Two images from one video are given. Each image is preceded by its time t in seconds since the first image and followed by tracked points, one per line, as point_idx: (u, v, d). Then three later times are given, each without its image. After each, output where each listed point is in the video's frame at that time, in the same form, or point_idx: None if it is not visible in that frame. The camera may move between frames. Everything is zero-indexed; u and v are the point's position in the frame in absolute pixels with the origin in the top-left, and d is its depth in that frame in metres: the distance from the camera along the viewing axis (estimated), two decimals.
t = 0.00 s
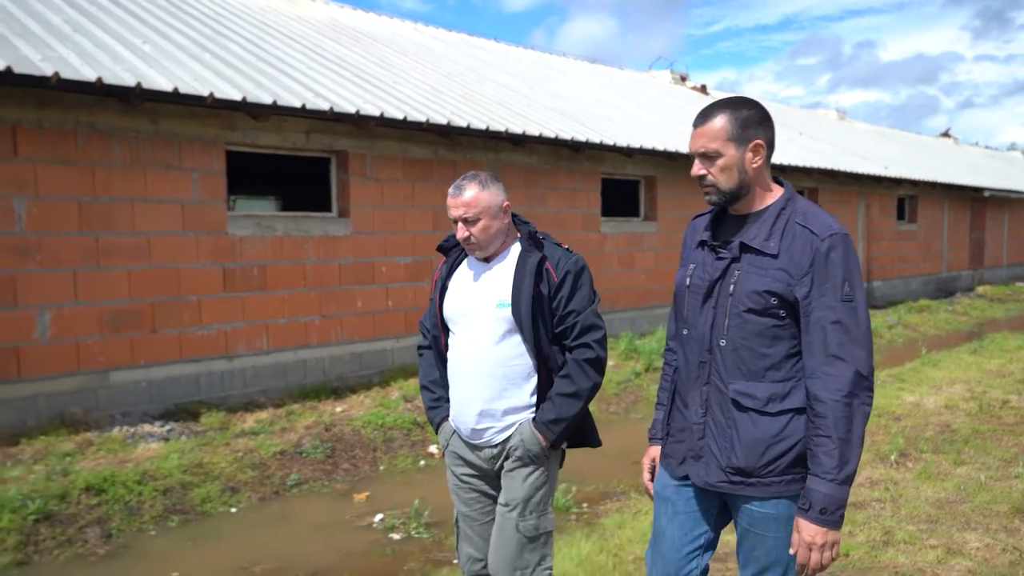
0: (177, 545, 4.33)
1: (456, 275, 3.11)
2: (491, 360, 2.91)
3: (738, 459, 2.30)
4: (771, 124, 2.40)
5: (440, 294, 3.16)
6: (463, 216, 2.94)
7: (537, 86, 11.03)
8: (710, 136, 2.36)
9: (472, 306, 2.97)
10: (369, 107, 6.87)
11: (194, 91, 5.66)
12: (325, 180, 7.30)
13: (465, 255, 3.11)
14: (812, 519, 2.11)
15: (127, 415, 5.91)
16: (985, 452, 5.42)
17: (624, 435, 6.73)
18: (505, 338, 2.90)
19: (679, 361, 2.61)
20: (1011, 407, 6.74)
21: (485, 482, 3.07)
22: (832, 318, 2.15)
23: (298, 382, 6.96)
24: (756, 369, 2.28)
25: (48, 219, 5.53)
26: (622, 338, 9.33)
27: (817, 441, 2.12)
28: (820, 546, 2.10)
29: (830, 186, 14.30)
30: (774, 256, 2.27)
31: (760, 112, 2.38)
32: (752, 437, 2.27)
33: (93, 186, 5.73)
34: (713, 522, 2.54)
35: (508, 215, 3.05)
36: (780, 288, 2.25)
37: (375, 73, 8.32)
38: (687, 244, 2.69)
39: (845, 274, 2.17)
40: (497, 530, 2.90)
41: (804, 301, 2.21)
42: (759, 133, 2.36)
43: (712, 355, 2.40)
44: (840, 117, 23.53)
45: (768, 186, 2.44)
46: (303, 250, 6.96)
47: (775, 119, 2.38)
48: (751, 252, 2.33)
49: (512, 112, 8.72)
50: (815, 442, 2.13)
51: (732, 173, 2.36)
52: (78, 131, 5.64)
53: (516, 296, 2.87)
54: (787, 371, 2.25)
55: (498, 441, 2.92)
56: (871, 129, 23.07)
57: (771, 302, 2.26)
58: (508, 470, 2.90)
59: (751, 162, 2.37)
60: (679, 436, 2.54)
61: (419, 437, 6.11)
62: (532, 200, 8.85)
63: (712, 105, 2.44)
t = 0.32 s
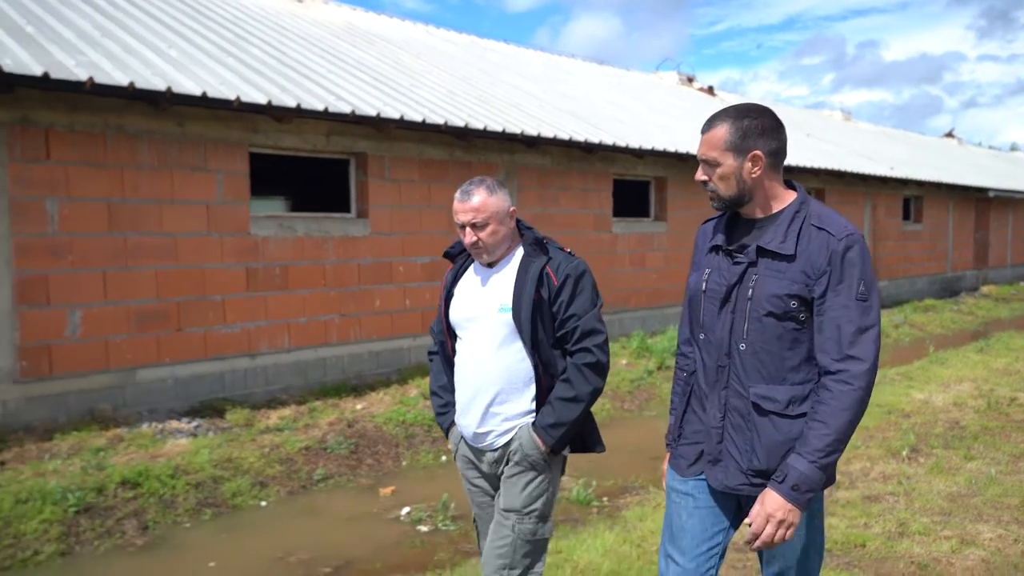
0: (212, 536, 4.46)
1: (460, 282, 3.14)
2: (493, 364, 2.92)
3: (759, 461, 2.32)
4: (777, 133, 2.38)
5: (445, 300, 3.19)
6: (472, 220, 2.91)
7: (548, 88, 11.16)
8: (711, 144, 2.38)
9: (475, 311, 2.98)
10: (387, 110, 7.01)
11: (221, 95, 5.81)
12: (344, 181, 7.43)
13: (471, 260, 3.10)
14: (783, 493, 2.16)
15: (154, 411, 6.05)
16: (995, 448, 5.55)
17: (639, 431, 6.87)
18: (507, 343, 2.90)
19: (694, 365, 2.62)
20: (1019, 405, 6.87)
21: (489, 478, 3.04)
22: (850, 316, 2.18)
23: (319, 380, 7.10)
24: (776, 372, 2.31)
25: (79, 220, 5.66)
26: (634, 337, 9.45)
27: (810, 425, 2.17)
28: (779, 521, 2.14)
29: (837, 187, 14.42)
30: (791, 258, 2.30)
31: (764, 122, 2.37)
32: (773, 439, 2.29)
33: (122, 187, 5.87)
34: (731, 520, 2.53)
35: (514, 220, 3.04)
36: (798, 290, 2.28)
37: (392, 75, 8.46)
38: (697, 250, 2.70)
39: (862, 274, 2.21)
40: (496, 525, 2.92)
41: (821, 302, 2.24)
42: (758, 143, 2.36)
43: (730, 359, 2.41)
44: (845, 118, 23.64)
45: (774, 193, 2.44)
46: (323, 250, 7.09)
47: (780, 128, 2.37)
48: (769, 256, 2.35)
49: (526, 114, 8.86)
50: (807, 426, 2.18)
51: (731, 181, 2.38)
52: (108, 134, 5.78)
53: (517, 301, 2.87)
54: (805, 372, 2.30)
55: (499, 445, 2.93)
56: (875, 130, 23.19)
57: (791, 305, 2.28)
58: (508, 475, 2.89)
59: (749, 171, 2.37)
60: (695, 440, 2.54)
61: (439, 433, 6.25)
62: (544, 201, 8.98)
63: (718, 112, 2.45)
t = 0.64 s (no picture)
0: (244, 527, 4.60)
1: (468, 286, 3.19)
2: (484, 372, 2.95)
3: (754, 466, 2.31)
4: (753, 139, 2.43)
5: (455, 299, 3.25)
6: (488, 216, 2.92)
7: (558, 89, 11.28)
8: (692, 152, 2.42)
9: (476, 316, 3.01)
10: (405, 113, 7.13)
11: (246, 99, 5.95)
12: (361, 182, 7.56)
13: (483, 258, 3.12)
14: (825, 509, 2.16)
15: (179, 407, 6.19)
16: (1005, 444, 5.66)
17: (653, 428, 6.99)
18: (501, 353, 2.91)
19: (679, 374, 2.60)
20: None
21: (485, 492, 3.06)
22: (842, 317, 2.20)
23: (338, 377, 7.23)
24: (766, 376, 2.31)
25: (108, 220, 5.80)
26: (644, 336, 9.57)
27: (832, 434, 2.18)
28: (830, 535, 2.16)
29: (844, 187, 14.52)
30: (776, 261, 2.31)
31: (739, 129, 2.42)
32: (767, 443, 2.28)
33: (149, 188, 6.01)
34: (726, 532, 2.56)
35: (532, 226, 3.02)
36: (786, 292, 2.29)
37: (407, 78, 8.59)
38: (674, 260, 2.69)
39: (848, 274, 2.24)
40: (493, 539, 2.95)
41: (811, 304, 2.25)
42: (737, 149, 2.41)
43: (719, 365, 2.40)
44: (851, 117, 23.72)
45: (752, 201, 2.47)
46: (341, 250, 7.21)
47: (755, 134, 2.43)
48: (753, 260, 2.36)
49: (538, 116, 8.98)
50: (828, 436, 2.19)
51: (711, 188, 2.41)
52: (136, 137, 5.93)
53: (514, 313, 2.85)
54: (794, 375, 2.30)
55: (486, 454, 2.97)
56: (881, 129, 23.28)
57: (778, 307, 2.29)
58: (497, 494, 2.92)
59: (729, 176, 2.41)
60: (688, 449, 2.52)
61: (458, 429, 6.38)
62: (557, 201, 9.10)
63: (695, 121, 2.49)
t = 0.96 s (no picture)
0: (274, 519, 4.72)
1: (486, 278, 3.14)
2: (503, 366, 2.90)
3: (745, 456, 2.29)
4: (726, 128, 2.45)
5: (473, 290, 3.21)
6: (516, 205, 2.86)
7: (569, 90, 11.37)
8: (668, 149, 2.40)
9: (495, 308, 2.96)
10: (423, 113, 7.25)
11: (270, 100, 6.06)
12: (378, 182, 7.66)
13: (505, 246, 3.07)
14: (839, 496, 2.20)
15: (204, 403, 6.30)
16: (1018, 440, 5.74)
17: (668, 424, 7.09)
18: (519, 348, 2.87)
19: (663, 368, 2.58)
20: None
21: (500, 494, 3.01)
22: (825, 302, 2.25)
23: (356, 374, 7.35)
24: (752, 365, 2.31)
25: (136, 220, 5.92)
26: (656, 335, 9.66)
27: (835, 421, 2.22)
28: (847, 520, 2.20)
29: (852, 186, 14.59)
30: (757, 250, 2.33)
31: (713, 120, 2.43)
32: (758, 432, 2.28)
33: (174, 188, 6.13)
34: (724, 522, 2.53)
35: (556, 220, 2.99)
36: (768, 281, 2.30)
37: (422, 79, 8.70)
38: (654, 255, 2.68)
39: (827, 259, 2.29)
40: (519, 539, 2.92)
41: (793, 292, 2.28)
42: (716, 139, 2.41)
43: (706, 358, 2.38)
44: (857, 117, 23.76)
45: (730, 194, 2.48)
46: (359, 248, 7.32)
47: (728, 124, 2.44)
48: (734, 250, 2.37)
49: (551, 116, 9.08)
50: (831, 423, 2.23)
51: (697, 182, 2.39)
52: (163, 138, 6.05)
53: (532, 307, 2.83)
54: (779, 363, 2.32)
55: (507, 451, 2.92)
56: (888, 128, 23.32)
57: (761, 296, 2.31)
58: (518, 495, 2.88)
59: (712, 167, 2.40)
60: (680, 445, 2.49)
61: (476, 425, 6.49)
62: (570, 201, 9.19)
63: (665, 119, 2.47)
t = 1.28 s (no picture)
0: (302, 510, 4.83)
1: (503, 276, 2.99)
2: (530, 366, 2.78)
3: (755, 452, 2.27)
4: (739, 125, 2.41)
5: (486, 290, 3.05)
6: (535, 203, 2.76)
7: (579, 90, 11.45)
8: (683, 145, 2.36)
9: (517, 308, 2.83)
10: (440, 113, 7.36)
11: (292, 100, 6.15)
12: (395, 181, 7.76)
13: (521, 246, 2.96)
14: (829, 492, 2.18)
15: (227, 399, 6.41)
16: None
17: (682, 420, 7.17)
18: (548, 348, 2.76)
19: (676, 366, 2.56)
20: None
21: (522, 494, 2.90)
22: (833, 302, 2.22)
23: (374, 371, 7.45)
24: (762, 364, 2.29)
25: (161, 219, 6.03)
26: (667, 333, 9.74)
27: (837, 419, 2.20)
28: (834, 515, 2.17)
29: (859, 186, 14.67)
30: (766, 250, 2.30)
31: (726, 115, 2.40)
32: (766, 430, 2.26)
33: (198, 187, 6.22)
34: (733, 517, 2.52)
35: (575, 219, 2.87)
36: (777, 281, 2.27)
37: (437, 79, 8.80)
38: (665, 252, 2.65)
39: (836, 259, 2.25)
40: (545, 539, 2.83)
41: (802, 292, 2.25)
42: (730, 135, 2.37)
43: (715, 357, 2.36)
44: (863, 116, 23.83)
45: (744, 189, 2.44)
46: (376, 247, 7.41)
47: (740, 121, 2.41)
48: (742, 250, 2.34)
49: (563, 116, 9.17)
50: (833, 420, 2.21)
51: (710, 179, 2.35)
52: (187, 138, 6.16)
53: (562, 307, 2.72)
54: (789, 361, 2.28)
55: (535, 452, 2.80)
56: (894, 128, 23.38)
57: (770, 296, 2.27)
58: (549, 493, 2.77)
59: (725, 164, 2.37)
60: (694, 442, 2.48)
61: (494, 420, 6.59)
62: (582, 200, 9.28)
63: (679, 113, 2.44)
